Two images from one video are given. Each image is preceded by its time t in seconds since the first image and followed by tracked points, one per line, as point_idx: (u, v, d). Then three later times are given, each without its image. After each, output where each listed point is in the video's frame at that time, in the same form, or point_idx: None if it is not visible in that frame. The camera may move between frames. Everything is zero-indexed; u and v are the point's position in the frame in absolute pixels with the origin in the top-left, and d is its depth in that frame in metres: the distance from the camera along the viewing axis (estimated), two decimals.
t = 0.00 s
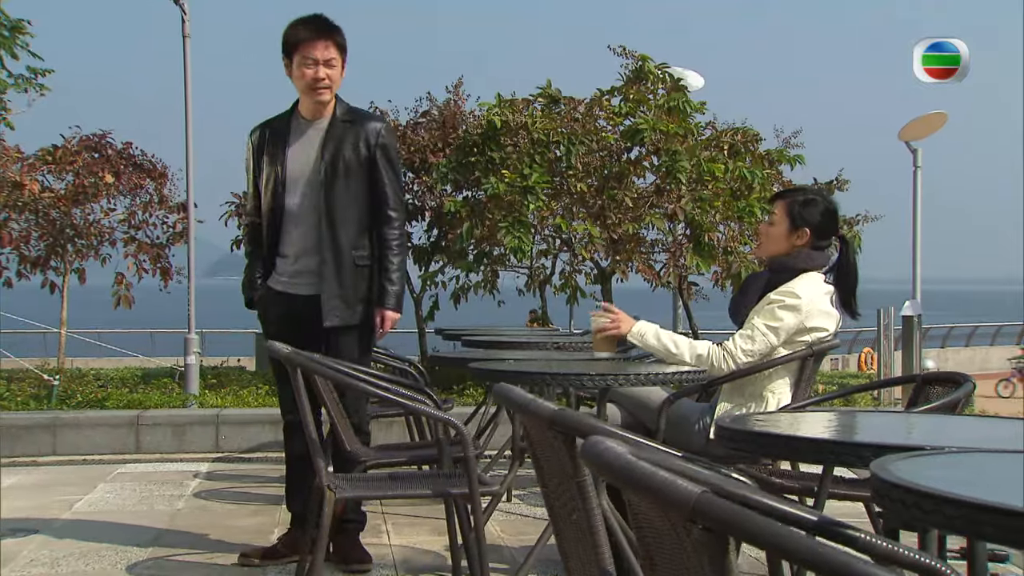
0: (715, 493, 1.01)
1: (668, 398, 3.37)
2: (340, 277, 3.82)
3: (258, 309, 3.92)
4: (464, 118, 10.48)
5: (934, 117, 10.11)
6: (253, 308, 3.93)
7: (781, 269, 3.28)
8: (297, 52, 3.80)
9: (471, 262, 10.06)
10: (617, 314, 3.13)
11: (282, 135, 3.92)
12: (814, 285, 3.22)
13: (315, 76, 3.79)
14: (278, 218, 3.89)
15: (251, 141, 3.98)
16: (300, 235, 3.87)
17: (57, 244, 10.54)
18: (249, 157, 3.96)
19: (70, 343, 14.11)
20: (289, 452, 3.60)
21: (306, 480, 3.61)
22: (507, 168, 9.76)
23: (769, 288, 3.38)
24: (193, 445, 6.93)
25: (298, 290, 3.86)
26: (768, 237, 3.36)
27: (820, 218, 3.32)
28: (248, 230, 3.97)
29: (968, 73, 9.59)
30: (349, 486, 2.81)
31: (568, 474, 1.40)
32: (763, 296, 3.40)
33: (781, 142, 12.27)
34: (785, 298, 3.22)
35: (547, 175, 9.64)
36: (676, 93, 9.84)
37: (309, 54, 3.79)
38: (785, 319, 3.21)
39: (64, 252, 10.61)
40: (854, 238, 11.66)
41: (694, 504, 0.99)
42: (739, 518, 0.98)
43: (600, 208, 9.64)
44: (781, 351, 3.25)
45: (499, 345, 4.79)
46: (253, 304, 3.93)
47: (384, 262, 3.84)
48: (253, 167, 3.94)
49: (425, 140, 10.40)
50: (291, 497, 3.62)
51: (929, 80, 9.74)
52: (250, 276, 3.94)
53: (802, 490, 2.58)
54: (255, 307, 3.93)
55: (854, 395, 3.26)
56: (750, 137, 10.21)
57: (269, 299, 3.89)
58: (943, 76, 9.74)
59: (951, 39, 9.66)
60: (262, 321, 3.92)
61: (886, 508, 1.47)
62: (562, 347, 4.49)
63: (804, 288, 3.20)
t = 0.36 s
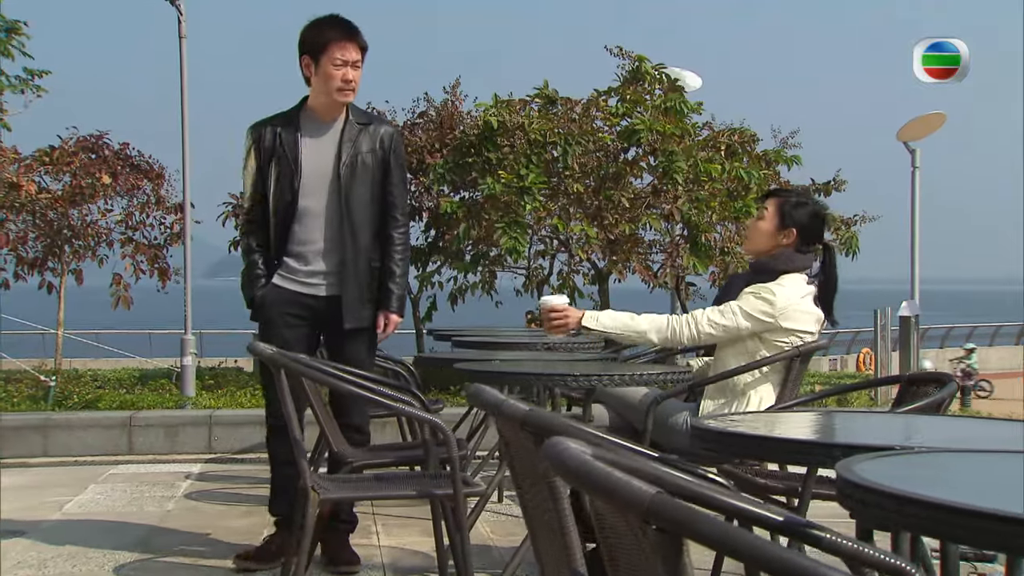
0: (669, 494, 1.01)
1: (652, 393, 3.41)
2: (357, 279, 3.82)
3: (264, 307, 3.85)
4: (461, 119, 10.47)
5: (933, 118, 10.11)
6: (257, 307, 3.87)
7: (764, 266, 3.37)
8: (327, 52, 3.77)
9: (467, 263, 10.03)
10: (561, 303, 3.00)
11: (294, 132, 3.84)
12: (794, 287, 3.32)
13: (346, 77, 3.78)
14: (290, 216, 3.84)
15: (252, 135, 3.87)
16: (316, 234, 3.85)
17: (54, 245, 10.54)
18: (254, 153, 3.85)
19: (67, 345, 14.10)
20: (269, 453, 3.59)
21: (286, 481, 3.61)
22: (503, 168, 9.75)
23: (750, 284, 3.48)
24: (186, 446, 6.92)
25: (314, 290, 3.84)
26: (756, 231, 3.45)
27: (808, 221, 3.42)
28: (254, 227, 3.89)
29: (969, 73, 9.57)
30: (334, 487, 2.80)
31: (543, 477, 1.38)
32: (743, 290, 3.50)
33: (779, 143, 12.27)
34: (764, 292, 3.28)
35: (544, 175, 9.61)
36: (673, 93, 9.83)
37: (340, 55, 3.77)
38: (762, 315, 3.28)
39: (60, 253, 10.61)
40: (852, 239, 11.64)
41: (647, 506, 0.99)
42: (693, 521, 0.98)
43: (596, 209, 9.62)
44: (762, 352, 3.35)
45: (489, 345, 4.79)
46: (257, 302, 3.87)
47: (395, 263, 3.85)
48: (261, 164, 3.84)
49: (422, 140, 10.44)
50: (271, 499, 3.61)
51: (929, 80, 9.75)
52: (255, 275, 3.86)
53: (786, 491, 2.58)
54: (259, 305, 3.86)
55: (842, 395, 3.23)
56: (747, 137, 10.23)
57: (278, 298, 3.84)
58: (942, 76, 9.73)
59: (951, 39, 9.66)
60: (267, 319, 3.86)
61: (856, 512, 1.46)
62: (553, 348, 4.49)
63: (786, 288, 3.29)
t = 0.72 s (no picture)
0: (618, 493, 1.03)
1: (642, 396, 3.40)
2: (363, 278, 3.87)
3: (263, 306, 3.73)
4: (458, 120, 10.45)
5: (934, 118, 10.10)
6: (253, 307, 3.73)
7: (749, 268, 3.43)
8: (327, 49, 3.73)
9: (465, 263, 10.00)
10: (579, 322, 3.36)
11: (288, 129, 3.76)
12: (781, 287, 3.32)
13: (345, 75, 3.75)
14: (289, 214, 3.76)
15: (241, 132, 3.73)
16: (318, 232, 3.81)
17: (51, 245, 10.53)
18: (249, 149, 3.72)
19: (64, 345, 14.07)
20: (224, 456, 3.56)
21: (243, 486, 3.57)
22: (500, 169, 9.73)
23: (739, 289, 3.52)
24: (178, 447, 6.90)
25: (315, 290, 3.79)
26: (737, 234, 3.51)
27: (787, 220, 3.47)
28: (245, 226, 3.74)
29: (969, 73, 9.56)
30: (318, 487, 2.79)
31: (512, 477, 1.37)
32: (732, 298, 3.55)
33: (777, 143, 12.28)
34: (753, 298, 3.31)
35: (541, 175, 9.58)
36: (670, 94, 9.81)
37: (340, 54, 3.75)
38: (754, 319, 3.30)
39: (58, 254, 10.59)
40: (850, 239, 11.62)
41: (597, 506, 1.01)
42: (643, 520, 1.00)
43: (593, 208, 9.60)
44: (752, 352, 3.34)
45: (479, 345, 4.79)
46: (254, 302, 3.72)
47: (388, 260, 3.98)
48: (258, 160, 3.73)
49: (420, 141, 10.46)
50: (222, 506, 3.57)
51: (929, 80, 9.74)
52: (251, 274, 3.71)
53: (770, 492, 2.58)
54: (257, 304, 3.73)
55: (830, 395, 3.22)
56: (744, 138, 10.24)
57: (278, 297, 3.75)
58: (943, 76, 9.73)
59: (951, 39, 9.65)
60: (265, 318, 3.74)
61: (828, 516, 1.45)
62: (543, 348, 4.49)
63: (773, 289, 3.31)
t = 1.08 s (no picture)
0: (576, 496, 1.05)
1: (638, 399, 3.39)
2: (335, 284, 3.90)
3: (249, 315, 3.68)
4: (464, 122, 10.45)
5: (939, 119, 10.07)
6: (240, 313, 3.67)
7: (745, 272, 3.43)
8: (300, 49, 3.71)
9: (470, 266, 9.97)
10: (580, 326, 3.56)
11: (270, 131, 3.71)
12: (775, 290, 3.32)
13: (320, 73, 3.75)
14: (273, 219, 3.73)
15: (224, 133, 3.64)
16: (298, 237, 3.80)
17: (58, 248, 10.57)
18: (234, 151, 3.65)
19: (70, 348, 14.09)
20: (210, 461, 3.56)
21: (232, 490, 3.56)
22: (506, 171, 9.71)
23: (735, 293, 3.53)
24: (180, 450, 6.90)
25: (297, 294, 3.80)
26: (730, 239, 3.52)
27: (780, 221, 3.48)
28: (228, 230, 3.65)
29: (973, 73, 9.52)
30: (311, 490, 2.79)
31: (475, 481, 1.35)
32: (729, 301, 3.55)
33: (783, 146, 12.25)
34: (749, 304, 3.29)
35: (546, 178, 9.55)
36: (677, 96, 9.80)
37: (312, 52, 3.73)
38: (749, 325, 3.27)
39: (65, 257, 10.61)
40: (857, 241, 11.58)
41: (556, 510, 1.02)
42: (604, 523, 1.02)
43: (598, 211, 9.58)
44: (748, 356, 3.31)
45: (477, 348, 4.79)
46: (242, 311, 3.66)
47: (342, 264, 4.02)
48: (243, 161, 3.67)
49: (425, 143, 10.46)
50: (214, 511, 3.55)
51: (929, 81, 9.72)
52: (239, 280, 3.63)
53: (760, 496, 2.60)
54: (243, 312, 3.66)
55: (828, 396, 3.19)
56: (750, 140, 10.22)
57: (262, 304, 3.72)
58: (943, 76, 9.70)
59: (951, 39, 9.64)
60: (252, 326, 3.70)
61: (809, 523, 1.46)
62: (540, 351, 4.50)
63: (768, 294, 3.30)
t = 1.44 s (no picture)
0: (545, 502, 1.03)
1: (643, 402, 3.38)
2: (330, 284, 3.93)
3: (251, 317, 3.67)
4: (481, 124, 10.45)
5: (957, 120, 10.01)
6: (242, 317, 3.64)
7: (751, 273, 3.42)
8: (288, 49, 3.74)
9: (486, 267, 9.98)
10: (586, 328, 3.54)
11: (265, 133, 3.72)
12: (781, 291, 3.31)
13: (309, 72, 3.78)
14: (271, 221, 3.73)
15: (220, 136, 3.63)
16: (294, 237, 3.82)
17: (79, 250, 10.66)
18: (231, 153, 3.63)
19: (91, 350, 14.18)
20: (213, 461, 3.57)
21: (235, 491, 3.57)
22: (522, 173, 9.70)
23: (740, 295, 3.54)
24: (194, 451, 6.93)
25: (294, 295, 3.81)
26: (735, 243, 3.55)
27: (784, 222, 3.51)
28: (227, 233, 3.62)
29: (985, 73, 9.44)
30: (312, 491, 2.79)
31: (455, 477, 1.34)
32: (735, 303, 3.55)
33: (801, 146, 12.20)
34: (754, 306, 3.29)
35: (563, 180, 9.49)
36: (693, 97, 9.78)
37: (300, 51, 3.76)
38: (755, 326, 3.27)
39: (84, 259, 10.68)
40: (875, 243, 11.52)
41: (524, 514, 1.01)
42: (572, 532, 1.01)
43: (615, 213, 9.58)
44: (754, 358, 3.31)
45: (485, 349, 4.80)
46: (244, 315, 3.63)
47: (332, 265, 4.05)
48: (239, 164, 3.66)
49: (442, 145, 10.47)
50: (219, 512, 3.56)
51: (929, 80, 9.66)
52: (241, 283, 3.60)
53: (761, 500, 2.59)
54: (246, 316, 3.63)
55: (836, 398, 3.19)
56: (767, 141, 10.19)
57: (262, 306, 3.72)
58: (941, 76, 9.65)
59: (951, 39, 9.59)
60: (253, 329, 3.69)
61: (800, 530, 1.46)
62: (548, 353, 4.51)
63: (774, 295, 3.29)
